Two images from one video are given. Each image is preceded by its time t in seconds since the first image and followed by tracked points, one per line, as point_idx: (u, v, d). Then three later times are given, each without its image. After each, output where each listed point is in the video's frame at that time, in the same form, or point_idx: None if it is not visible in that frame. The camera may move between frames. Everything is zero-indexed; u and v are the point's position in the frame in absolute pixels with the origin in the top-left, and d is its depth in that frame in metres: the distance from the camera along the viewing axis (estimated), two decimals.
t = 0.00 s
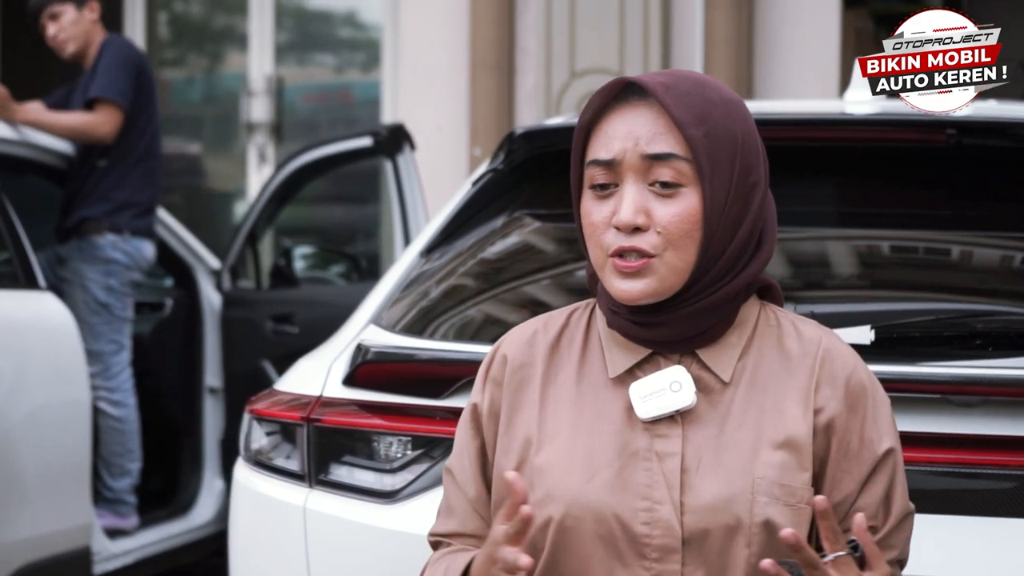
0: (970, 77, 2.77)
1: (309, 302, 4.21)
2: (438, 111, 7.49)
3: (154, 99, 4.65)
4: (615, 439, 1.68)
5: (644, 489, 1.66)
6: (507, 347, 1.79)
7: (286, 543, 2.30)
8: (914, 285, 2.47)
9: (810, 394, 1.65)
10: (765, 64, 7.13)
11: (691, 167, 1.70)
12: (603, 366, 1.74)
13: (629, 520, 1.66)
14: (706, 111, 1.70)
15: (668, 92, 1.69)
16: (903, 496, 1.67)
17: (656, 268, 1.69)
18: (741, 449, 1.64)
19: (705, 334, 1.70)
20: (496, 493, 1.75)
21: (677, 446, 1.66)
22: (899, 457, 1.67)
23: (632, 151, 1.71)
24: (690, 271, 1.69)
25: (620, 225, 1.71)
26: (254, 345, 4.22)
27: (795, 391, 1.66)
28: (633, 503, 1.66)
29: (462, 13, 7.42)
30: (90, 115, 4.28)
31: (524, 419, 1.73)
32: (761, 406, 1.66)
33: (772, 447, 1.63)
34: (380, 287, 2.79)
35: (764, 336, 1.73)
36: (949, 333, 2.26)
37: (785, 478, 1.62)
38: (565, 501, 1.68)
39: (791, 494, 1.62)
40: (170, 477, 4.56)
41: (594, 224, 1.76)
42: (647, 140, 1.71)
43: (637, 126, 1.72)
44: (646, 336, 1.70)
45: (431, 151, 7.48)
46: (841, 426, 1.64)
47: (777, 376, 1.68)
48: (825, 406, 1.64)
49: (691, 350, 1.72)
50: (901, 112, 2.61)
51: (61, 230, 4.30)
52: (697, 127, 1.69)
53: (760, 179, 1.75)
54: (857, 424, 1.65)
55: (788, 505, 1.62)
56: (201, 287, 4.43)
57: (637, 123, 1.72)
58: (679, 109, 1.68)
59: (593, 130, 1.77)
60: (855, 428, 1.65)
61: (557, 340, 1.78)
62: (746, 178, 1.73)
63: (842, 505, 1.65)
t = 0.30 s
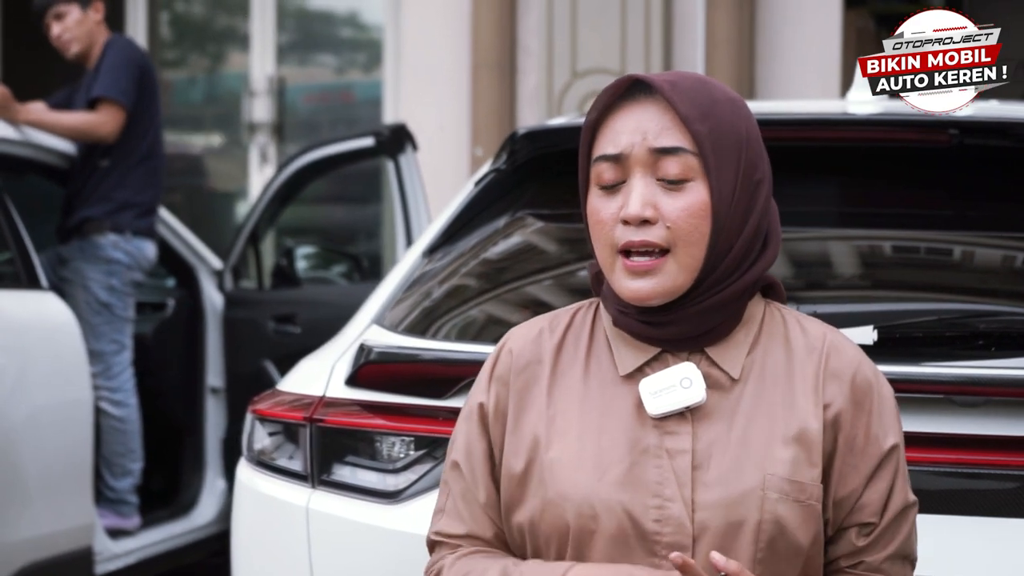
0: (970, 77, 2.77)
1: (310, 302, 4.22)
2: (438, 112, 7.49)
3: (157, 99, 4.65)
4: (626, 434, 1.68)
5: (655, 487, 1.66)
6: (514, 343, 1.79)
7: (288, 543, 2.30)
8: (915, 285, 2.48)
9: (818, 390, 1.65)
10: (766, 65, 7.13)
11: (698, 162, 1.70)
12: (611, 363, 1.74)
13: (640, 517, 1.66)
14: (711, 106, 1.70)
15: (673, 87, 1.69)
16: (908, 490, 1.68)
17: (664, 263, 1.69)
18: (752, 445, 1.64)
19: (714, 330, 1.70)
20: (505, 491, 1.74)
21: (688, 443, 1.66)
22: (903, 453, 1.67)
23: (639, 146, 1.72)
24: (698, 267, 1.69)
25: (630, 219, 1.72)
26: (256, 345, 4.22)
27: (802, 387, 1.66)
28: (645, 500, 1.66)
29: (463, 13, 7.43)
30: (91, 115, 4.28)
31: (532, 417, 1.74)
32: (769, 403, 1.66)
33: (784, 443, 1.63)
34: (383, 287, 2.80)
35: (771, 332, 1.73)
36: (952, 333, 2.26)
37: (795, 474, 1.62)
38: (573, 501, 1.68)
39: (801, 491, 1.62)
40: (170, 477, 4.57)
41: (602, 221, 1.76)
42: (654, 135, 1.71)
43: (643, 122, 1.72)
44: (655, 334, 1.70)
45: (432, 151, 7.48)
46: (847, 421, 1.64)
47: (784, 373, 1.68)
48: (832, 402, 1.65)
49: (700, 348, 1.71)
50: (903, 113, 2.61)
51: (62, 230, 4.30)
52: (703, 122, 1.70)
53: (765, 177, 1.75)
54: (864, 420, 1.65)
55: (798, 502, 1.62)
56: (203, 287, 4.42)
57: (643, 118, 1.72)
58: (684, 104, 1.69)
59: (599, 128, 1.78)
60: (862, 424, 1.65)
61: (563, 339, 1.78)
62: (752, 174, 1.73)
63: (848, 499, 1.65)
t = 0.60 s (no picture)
0: (970, 77, 2.77)
1: (310, 301, 4.21)
2: (438, 112, 7.49)
3: (157, 99, 4.65)
4: (625, 432, 1.68)
5: (657, 485, 1.65)
6: (506, 347, 1.78)
7: (288, 543, 2.30)
8: (915, 284, 2.48)
9: (818, 387, 1.65)
10: (766, 65, 7.13)
11: (693, 163, 1.70)
12: (608, 363, 1.74)
13: (642, 516, 1.65)
14: (703, 106, 1.71)
15: (665, 88, 1.69)
16: (909, 481, 1.68)
17: (662, 266, 1.69)
18: (753, 442, 1.64)
19: (709, 327, 1.71)
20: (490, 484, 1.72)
21: (688, 441, 1.66)
22: (904, 446, 1.68)
23: (633, 150, 1.71)
24: (695, 268, 1.70)
25: (625, 224, 1.71)
26: (256, 345, 4.22)
27: (802, 384, 1.66)
28: (646, 499, 1.65)
29: (463, 13, 7.43)
30: (91, 114, 4.28)
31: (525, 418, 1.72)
32: (768, 400, 1.66)
33: (784, 440, 1.63)
34: (381, 287, 2.79)
35: (767, 329, 1.74)
36: (952, 332, 2.26)
37: (797, 471, 1.62)
38: (572, 497, 1.67)
39: (803, 488, 1.62)
40: (170, 477, 4.57)
41: (595, 223, 1.75)
42: (647, 137, 1.71)
43: (636, 124, 1.71)
44: (651, 334, 1.70)
45: (431, 152, 7.48)
46: (849, 418, 1.64)
47: (782, 370, 1.68)
48: (832, 399, 1.64)
49: (696, 345, 1.72)
50: (903, 111, 2.60)
51: (62, 230, 4.30)
52: (696, 123, 1.70)
53: (757, 172, 1.76)
54: (865, 416, 1.65)
55: (800, 499, 1.62)
56: (203, 287, 4.42)
57: (635, 121, 1.71)
58: (677, 106, 1.69)
59: (590, 130, 1.77)
60: (863, 420, 1.65)
61: (558, 340, 1.78)
62: (745, 171, 1.74)
63: (853, 495, 1.66)
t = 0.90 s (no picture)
0: (971, 76, 2.79)
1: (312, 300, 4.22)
2: (440, 111, 7.49)
3: (159, 98, 4.65)
4: (621, 431, 1.68)
5: (653, 483, 1.65)
6: (505, 348, 1.79)
7: (290, 542, 2.30)
8: (917, 283, 2.47)
9: (817, 385, 1.65)
10: (767, 64, 7.13)
11: (692, 158, 1.70)
12: (606, 361, 1.74)
13: (638, 515, 1.64)
14: (701, 101, 1.71)
15: (664, 82, 1.69)
16: (909, 482, 1.68)
17: (660, 260, 1.69)
18: (751, 441, 1.64)
19: (707, 326, 1.70)
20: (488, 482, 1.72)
21: (685, 439, 1.65)
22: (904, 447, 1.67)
23: (631, 143, 1.71)
24: (693, 263, 1.70)
25: (623, 217, 1.70)
26: (257, 344, 4.22)
27: (801, 383, 1.65)
28: (643, 497, 1.65)
29: (464, 13, 7.43)
30: (93, 113, 4.28)
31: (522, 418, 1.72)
32: (767, 398, 1.66)
33: (783, 438, 1.63)
34: (383, 286, 2.79)
35: (768, 328, 1.73)
36: (954, 332, 2.25)
37: (795, 469, 1.62)
38: (570, 496, 1.67)
39: (801, 486, 1.61)
40: (171, 476, 4.57)
41: (593, 218, 1.75)
42: (646, 130, 1.70)
43: (635, 117, 1.71)
44: (649, 331, 1.70)
45: (433, 151, 7.48)
46: (848, 417, 1.64)
47: (780, 368, 1.68)
48: (831, 398, 1.64)
49: (695, 343, 1.71)
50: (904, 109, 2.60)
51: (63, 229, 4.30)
52: (694, 117, 1.70)
53: (755, 171, 1.77)
54: (864, 415, 1.65)
55: (798, 498, 1.62)
56: (204, 285, 4.42)
57: (634, 114, 1.71)
58: (676, 100, 1.69)
59: (589, 124, 1.76)
60: (862, 419, 1.65)
61: (556, 339, 1.78)
62: (743, 167, 1.75)
63: (851, 495, 1.66)
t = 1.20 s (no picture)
0: (970, 77, 2.77)
1: (315, 301, 4.24)
2: (440, 111, 7.49)
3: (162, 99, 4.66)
4: (627, 429, 1.68)
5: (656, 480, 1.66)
6: (514, 347, 1.79)
7: (293, 542, 2.30)
8: (920, 284, 2.47)
9: (822, 384, 1.64)
10: (768, 64, 7.13)
11: (700, 154, 1.70)
12: (613, 358, 1.74)
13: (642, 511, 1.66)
14: (711, 98, 1.70)
15: (673, 79, 1.69)
16: (914, 484, 1.67)
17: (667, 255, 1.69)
18: (754, 439, 1.64)
19: (714, 324, 1.70)
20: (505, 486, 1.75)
21: (689, 436, 1.66)
22: (910, 449, 1.67)
23: (640, 139, 1.71)
24: (700, 259, 1.69)
25: (631, 212, 1.71)
26: (258, 344, 4.23)
27: (807, 381, 1.65)
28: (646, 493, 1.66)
29: (465, 14, 7.43)
30: (94, 115, 4.28)
31: (531, 416, 1.73)
32: (772, 396, 1.66)
33: (789, 436, 1.62)
34: (386, 286, 2.79)
35: (775, 327, 1.73)
36: (957, 332, 2.25)
37: (798, 467, 1.62)
38: (574, 492, 1.68)
39: (804, 484, 1.62)
40: (172, 477, 4.56)
41: (603, 213, 1.76)
42: (655, 126, 1.71)
43: (644, 113, 1.71)
44: (656, 328, 1.70)
45: (434, 151, 7.48)
46: (852, 416, 1.64)
47: (786, 367, 1.68)
48: (837, 397, 1.64)
49: (701, 342, 1.71)
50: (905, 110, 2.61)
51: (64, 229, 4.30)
52: (703, 114, 1.70)
53: (764, 170, 1.75)
54: (869, 415, 1.65)
55: (800, 495, 1.62)
56: (206, 286, 4.42)
57: (644, 110, 1.72)
58: (685, 96, 1.69)
59: (600, 121, 1.77)
60: (867, 418, 1.65)
61: (564, 337, 1.78)
62: (752, 166, 1.74)
63: (855, 495, 1.66)
